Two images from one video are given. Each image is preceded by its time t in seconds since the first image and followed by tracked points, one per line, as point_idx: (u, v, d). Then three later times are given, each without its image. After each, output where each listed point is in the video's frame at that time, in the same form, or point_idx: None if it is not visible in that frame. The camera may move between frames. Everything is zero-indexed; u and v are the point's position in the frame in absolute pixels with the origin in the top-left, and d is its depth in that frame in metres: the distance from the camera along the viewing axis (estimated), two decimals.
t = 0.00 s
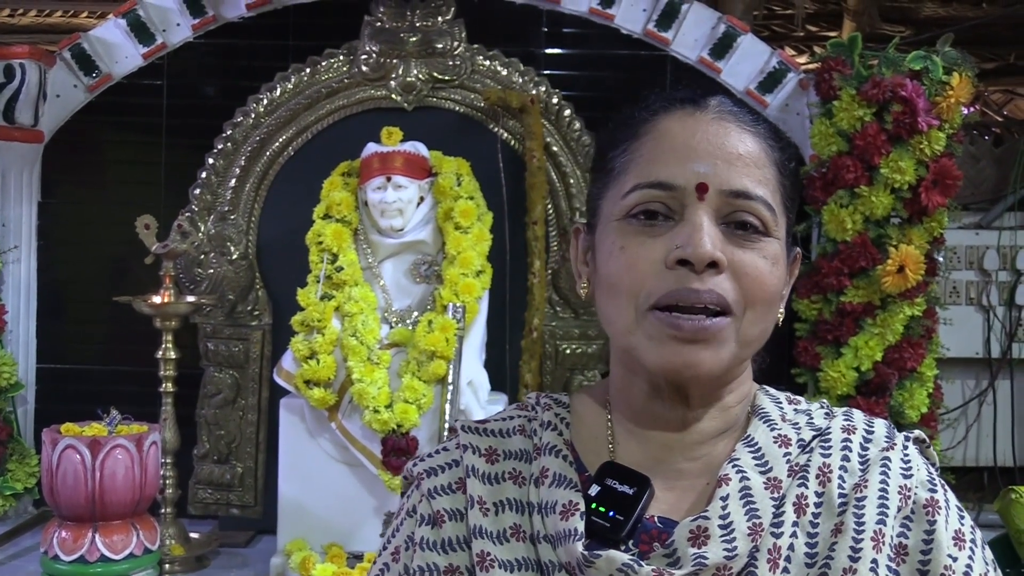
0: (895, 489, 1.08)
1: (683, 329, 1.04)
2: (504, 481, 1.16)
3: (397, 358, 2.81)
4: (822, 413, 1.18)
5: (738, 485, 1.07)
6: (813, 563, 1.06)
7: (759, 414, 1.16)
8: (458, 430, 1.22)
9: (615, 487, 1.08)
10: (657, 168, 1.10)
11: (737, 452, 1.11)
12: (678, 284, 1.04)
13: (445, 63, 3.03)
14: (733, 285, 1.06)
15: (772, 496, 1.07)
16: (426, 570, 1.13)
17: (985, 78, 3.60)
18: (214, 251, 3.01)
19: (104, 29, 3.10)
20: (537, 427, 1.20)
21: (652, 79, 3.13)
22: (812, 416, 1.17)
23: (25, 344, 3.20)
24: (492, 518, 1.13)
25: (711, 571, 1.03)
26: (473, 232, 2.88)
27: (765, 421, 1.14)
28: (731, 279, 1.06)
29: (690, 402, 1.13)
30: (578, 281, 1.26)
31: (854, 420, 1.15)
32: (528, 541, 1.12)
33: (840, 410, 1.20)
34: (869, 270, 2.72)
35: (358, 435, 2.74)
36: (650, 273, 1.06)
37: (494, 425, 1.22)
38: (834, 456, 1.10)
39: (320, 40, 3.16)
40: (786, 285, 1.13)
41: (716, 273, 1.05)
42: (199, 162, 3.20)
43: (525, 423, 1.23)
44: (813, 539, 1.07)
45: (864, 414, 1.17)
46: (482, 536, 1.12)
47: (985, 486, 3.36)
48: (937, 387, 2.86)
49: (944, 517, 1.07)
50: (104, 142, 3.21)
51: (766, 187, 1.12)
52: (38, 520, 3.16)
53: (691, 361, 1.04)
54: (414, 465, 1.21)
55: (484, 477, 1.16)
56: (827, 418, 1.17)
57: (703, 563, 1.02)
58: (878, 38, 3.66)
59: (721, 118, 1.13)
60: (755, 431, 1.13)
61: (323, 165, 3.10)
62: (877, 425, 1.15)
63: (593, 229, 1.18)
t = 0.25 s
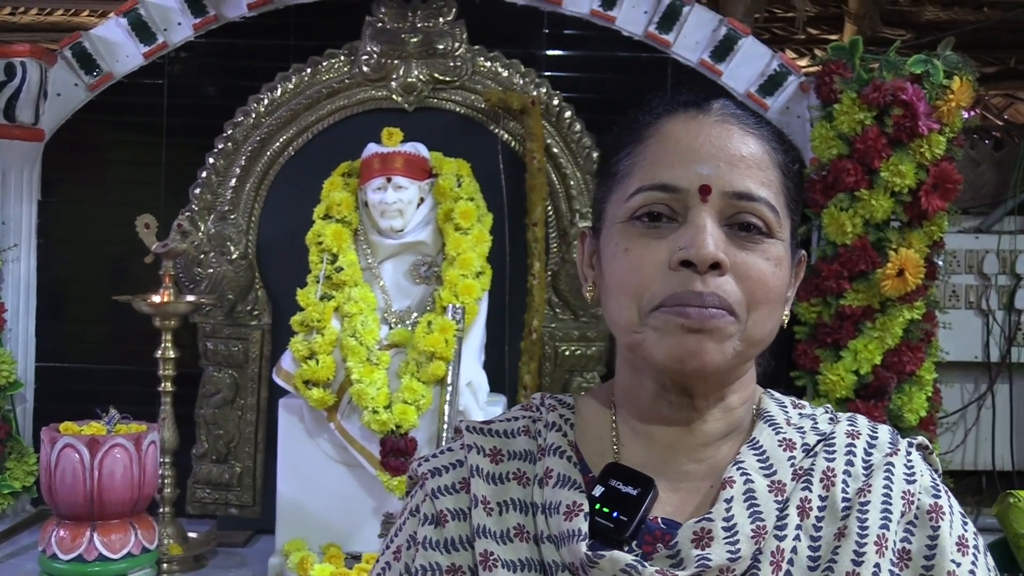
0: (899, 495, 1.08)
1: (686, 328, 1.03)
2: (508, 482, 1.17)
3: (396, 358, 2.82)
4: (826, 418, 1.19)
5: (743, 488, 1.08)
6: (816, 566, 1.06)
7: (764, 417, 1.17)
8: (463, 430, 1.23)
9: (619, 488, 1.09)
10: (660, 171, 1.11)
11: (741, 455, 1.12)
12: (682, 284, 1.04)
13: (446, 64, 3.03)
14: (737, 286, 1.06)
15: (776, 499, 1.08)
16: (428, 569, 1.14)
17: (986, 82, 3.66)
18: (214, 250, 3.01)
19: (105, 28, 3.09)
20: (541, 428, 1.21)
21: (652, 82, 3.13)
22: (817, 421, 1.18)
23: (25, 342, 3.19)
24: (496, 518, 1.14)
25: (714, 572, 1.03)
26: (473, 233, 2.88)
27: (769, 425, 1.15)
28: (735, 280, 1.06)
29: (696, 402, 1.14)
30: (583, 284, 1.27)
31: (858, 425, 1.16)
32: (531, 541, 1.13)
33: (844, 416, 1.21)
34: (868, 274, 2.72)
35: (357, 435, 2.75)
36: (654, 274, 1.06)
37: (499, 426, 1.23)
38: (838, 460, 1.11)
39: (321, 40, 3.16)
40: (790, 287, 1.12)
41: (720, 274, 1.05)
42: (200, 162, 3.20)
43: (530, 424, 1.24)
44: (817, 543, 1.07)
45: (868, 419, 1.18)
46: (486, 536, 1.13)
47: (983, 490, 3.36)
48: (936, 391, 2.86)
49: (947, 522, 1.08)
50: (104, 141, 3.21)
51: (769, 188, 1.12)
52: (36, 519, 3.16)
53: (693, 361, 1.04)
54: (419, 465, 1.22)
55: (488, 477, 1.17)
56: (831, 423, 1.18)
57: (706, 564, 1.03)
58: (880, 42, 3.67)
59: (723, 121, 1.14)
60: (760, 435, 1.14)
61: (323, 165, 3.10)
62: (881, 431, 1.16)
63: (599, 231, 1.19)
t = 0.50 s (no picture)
0: (898, 494, 1.08)
1: (702, 345, 1.05)
2: (503, 486, 1.17)
3: (396, 360, 2.82)
4: (826, 420, 1.19)
5: (741, 490, 1.08)
6: (816, 567, 1.06)
7: (764, 419, 1.17)
8: (460, 433, 1.23)
9: (617, 493, 1.09)
10: (684, 180, 1.11)
11: (740, 457, 1.12)
12: (701, 301, 1.06)
13: (446, 66, 3.03)
14: (752, 305, 1.08)
15: (774, 501, 1.08)
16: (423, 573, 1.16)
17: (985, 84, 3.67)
18: (214, 252, 3.01)
19: (105, 29, 3.10)
20: (539, 430, 1.21)
21: (652, 83, 3.13)
22: (816, 423, 1.18)
23: (24, 343, 3.19)
24: (491, 523, 1.14)
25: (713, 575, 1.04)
26: (473, 235, 2.88)
27: (769, 426, 1.15)
28: (750, 298, 1.08)
29: (700, 415, 1.13)
30: (589, 279, 1.28)
31: (857, 426, 1.16)
32: (529, 546, 1.13)
33: (843, 417, 1.21)
34: (868, 276, 2.72)
35: (357, 437, 2.75)
36: (672, 286, 1.07)
37: (497, 429, 1.23)
38: (837, 461, 1.11)
39: (321, 42, 3.16)
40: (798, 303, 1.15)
41: (737, 292, 1.07)
42: (199, 163, 3.20)
43: (528, 427, 1.24)
44: (816, 544, 1.07)
45: (867, 420, 1.18)
46: (481, 540, 1.13)
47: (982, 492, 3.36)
48: (936, 393, 2.86)
49: (946, 521, 1.07)
50: (104, 142, 3.20)
51: (789, 206, 1.13)
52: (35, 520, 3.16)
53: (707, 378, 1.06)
54: (416, 468, 1.23)
55: (483, 481, 1.17)
56: (831, 425, 1.18)
57: (705, 567, 1.03)
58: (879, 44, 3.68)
59: (748, 133, 1.14)
60: (760, 436, 1.14)
61: (323, 167, 3.10)
62: (880, 431, 1.16)
63: (610, 230, 1.19)
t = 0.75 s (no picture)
0: (897, 495, 1.08)
1: (697, 347, 1.05)
2: (504, 487, 1.17)
3: (396, 361, 2.83)
4: (826, 421, 1.19)
5: (738, 490, 1.08)
6: (814, 568, 1.06)
7: (763, 420, 1.17)
8: (461, 435, 1.23)
9: (616, 494, 1.09)
10: (676, 181, 1.11)
11: (738, 458, 1.12)
12: (694, 302, 1.06)
13: (446, 67, 3.03)
14: (747, 304, 1.08)
15: (772, 502, 1.08)
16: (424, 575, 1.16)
17: (985, 85, 3.68)
18: (214, 254, 3.01)
19: (105, 31, 3.10)
20: (540, 433, 1.22)
21: (652, 84, 3.12)
22: (816, 424, 1.18)
23: (24, 346, 3.19)
24: (491, 523, 1.14)
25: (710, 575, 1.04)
26: (473, 236, 2.88)
27: (767, 427, 1.15)
28: (745, 297, 1.08)
29: (698, 413, 1.14)
30: (587, 283, 1.28)
31: (857, 427, 1.16)
32: (528, 547, 1.13)
33: (843, 418, 1.20)
34: (869, 277, 2.72)
35: (357, 439, 2.75)
36: (666, 288, 1.08)
37: (498, 431, 1.23)
38: (835, 462, 1.11)
39: (321, 43, 3.16)
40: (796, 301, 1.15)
41: (731, 292, 1.07)
42: (199, 165, 3.20)
43: (529, 429, 1.24)
44: (814, 545, 1.07)
45: (868, 421, 1.18)
46: (481, 541, 1.13)
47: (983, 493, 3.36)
48: (936, 394, 2.86)
49: (945, 521, 1.07)
50: (104, 144, 3.20)
51: (783, 205, 1.13)
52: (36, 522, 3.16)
53: (703, 379, 1.06)
54: (417, 470, 1.23)
55: (484, 483, 1.17)
56: (831, 426, 1.17)
57: (701, 567, 1.03)
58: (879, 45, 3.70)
59: (740, 133, 1.14)
60: (758, 438, 1.14)
61: (323, 169, 3.10)
62: (880, 432, 1.16)
63: (605, 232, 1.19)
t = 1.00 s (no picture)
0: (896, 495, 1.08)
1: (693, 349, 1.07)
2: (508, 484, 1.18)
3: (395, 363, 2.83)
4: (826, 422, 1.19)
5: (740, 489, 1.08)
6: (814, 567, 1.06)
7: (764, 421, 1.17)
8: (464, 434, 1.23)
9: (618, 492, 1.10)
10: (670, 187, 1.11)
11: (739, 458, 1.12)
12: (690, 306, 1.07)
13: (446, 68, 3.03)
14: (743, 307, 1.08)
15: (772, 501, 1.08)
16: (429, 573, 1.15)
17: (984, 86, 3.72)
18: (214, 255, 3.01)
19: (105, 33, 3.10)
20: (543, 432, 1.22)
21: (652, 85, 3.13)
22: (816, 424, 1.18)
23: (24, 347, 3.19)
24: (496, 520, 1.14)
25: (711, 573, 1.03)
26: (473, 237, 2.88)
27: (768, 428, 1.15)
28: (742, 301, 1.08)
29: (697, 415, 1.14)
30: (587, 285, 1.28)
31: (857, 427, 1.16)
32: (531, 543, 1.13)
33: (843, 419, 1.20)
34: (869, 278, 2.72)
35: (357, 440, 2.74)
36: (662, 293, 1.08)
37: (501, 430, 1.23)
38: (835, 462, 1.11)
39: (321, 45, 3.16)
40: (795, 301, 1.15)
41: (727, 297, 1.07)
42: (199, 166, 3.20)
43: (531, 428, 1.24)
44: (814, 544, 1.07)
45: (868, 422, 1.18)
46: (486, 538, 1.13)
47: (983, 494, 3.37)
48: (936, 395, 2.86)
49: (941, 520, 1.07)
50: (104, 146, 3.20)
51: (779, 206, 1.13)
52: (35, 524, 3.16)
53: (700, 380, 1.07)
54: (420, 470, 1.22)
55: (489, 480, 1.17)
56: (831, 427, 1.17)
57: (703, 564, 1.03)
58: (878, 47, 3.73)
59: (734, 135, 1.14)
60: (759, 437, 1.14)
61: (323, 170, 3.10)
62: (880, 433, 1.16)
63: (603, 236, 1.19)
